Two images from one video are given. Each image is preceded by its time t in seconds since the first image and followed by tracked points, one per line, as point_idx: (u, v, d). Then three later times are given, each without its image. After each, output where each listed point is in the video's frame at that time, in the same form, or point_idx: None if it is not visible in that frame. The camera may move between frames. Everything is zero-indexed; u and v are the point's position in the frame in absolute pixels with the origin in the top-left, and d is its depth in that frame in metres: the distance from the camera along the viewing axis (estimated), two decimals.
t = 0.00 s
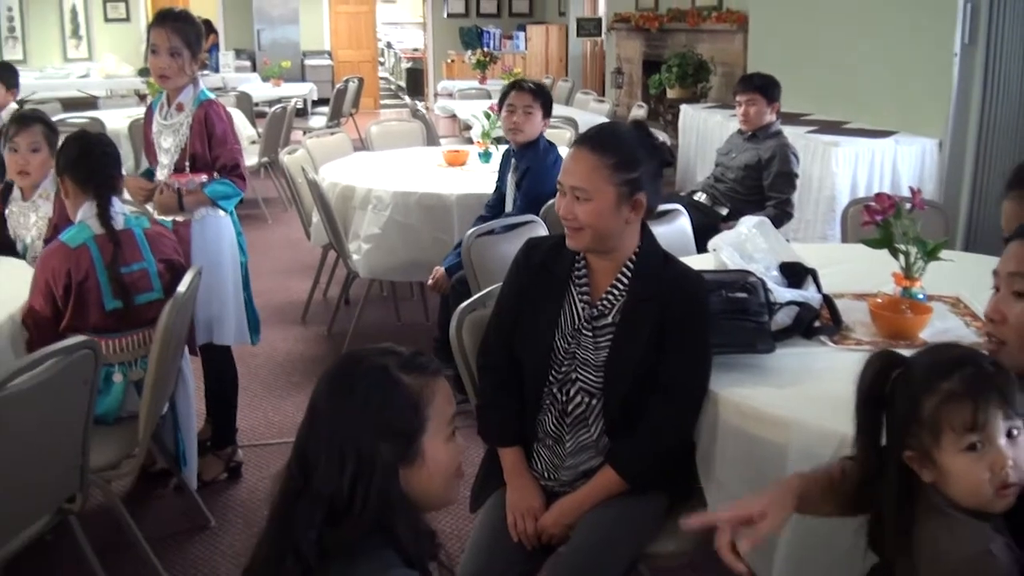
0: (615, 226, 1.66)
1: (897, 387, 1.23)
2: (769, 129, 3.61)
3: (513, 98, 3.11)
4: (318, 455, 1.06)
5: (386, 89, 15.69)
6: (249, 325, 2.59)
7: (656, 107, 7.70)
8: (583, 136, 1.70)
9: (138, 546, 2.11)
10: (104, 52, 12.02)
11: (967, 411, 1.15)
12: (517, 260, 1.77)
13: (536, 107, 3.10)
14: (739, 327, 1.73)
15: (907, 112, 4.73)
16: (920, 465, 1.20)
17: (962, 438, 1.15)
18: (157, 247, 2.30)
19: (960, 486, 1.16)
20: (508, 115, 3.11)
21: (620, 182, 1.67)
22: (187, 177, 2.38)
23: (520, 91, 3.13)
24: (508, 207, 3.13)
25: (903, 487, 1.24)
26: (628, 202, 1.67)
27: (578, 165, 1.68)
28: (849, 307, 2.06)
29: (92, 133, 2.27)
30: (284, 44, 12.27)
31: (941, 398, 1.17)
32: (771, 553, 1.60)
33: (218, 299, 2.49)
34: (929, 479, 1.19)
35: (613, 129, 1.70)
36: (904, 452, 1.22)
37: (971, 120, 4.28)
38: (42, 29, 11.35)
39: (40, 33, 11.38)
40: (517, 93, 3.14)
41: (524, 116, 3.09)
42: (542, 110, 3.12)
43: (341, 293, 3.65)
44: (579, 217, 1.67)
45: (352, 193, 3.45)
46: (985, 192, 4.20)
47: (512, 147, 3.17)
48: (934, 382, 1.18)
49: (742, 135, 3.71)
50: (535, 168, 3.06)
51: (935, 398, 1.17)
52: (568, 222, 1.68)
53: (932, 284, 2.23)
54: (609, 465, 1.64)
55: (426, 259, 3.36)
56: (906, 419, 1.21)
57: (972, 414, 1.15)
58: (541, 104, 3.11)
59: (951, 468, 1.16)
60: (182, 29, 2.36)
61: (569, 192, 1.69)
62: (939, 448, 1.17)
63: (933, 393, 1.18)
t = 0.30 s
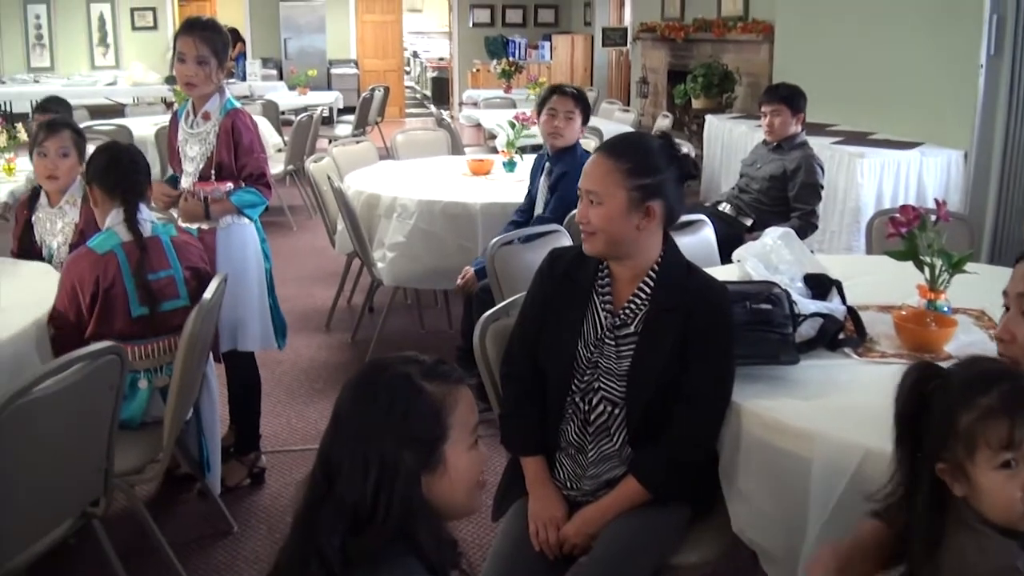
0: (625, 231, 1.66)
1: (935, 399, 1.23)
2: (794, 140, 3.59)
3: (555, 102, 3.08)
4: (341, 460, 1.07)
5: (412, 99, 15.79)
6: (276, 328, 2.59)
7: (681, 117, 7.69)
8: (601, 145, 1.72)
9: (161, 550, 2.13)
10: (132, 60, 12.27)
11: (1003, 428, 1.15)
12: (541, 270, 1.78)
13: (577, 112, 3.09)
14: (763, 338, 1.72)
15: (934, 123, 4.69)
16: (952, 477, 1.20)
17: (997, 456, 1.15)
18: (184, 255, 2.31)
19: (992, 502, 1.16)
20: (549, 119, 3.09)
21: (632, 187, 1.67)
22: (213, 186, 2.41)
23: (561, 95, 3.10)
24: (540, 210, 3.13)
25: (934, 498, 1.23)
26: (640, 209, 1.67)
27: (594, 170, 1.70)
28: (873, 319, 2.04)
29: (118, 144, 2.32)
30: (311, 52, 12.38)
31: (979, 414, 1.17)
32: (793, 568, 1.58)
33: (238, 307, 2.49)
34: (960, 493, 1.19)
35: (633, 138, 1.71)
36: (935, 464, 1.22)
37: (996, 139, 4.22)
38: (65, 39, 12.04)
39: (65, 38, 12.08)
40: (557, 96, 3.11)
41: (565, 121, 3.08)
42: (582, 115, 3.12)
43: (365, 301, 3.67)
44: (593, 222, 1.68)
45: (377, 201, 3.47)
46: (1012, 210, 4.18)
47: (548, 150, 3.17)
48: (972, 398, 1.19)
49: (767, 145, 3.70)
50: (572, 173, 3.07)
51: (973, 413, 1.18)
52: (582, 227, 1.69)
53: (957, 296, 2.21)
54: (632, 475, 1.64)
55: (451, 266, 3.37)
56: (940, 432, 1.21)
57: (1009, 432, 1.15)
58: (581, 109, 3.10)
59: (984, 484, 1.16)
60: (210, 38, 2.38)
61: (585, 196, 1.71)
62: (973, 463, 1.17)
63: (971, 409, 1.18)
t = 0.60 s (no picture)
0: (635, 237, 1.67)
1: (968, 410, 1.22)
2: (817, 147, 3.58)
3: (593, 112, 3.07)
4: (366, 472, 1.07)
5: (432, 108, 15.82)
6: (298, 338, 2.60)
7: (702, 125, 7.67)
8: (623, 153, 1.74)
9: (184, 558, 2.13)
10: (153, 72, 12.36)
11: None
12: (565, 278, 1.78)
13: (615, 122, 3.08)
14: (787, 348, 1.71)
15: (956, 130, 4.65)
16: (985, 490, 1.20)
17: None
18: (206, 262, 2.33)
19: None
20: (586, 129, 3.08)
21: (644, 194, 1.67)
22: (237, 197, 2.42)
23: (600, 105, 3.09)
24: (572, 217, 3.14)
25: (966, 506, 1.26)
26: (653, 216, 1.67)
27: (612, 177, 1.72)
28: (898, 328, 2.03)
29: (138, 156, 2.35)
30: (331, 63, 12.43)
31: (1013, 425, 1.17)
32: None
33: (266, 315, 2.51)
34: (994, 505, 1.19)
35: (653, 146, 1.71)
36: (969, 476, 1.22)
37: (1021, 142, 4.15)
38: (87, 51, 12.17)
39: (87, 51, 12.20)
40: (595, 105, 3.10)
41: (604, 132, 3.07)
42: (619, 127, 3.11)
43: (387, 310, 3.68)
44: (608, 228, 1.70)
45: (399, 211, 3.48)
46: None
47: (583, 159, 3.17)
48: (1007, 409, 1.18)
49: (789, 153, 3.69)
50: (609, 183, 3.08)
51: (1007, 424, 1.17)
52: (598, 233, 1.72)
53: (982, 305, 2.19)
54: (657, 485, 1.64)
55: (478, 278, 3.38)
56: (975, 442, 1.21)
57: None
58: (619, 121, 3.10)
59: (1018, 498, 1.16)
60: (233, 49, 2.39)
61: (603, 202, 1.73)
62: (1007, 477, 1.16)
63: (1005, 419, 1.18)
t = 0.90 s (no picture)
0: (654, 242, 1.67)
1: (1000, 418, 1.21)
2: (838, 156, 3.56)
3: (618, 124, 3.07)
4: (388, 480, 1.07)
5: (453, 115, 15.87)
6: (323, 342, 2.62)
7: (722, 133, 7.65)
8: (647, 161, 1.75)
9: (203, 563, 2.14)
10: (174, 79, 12.46)
11: None
12: (589, 284, 1.78)
13: (639, 133, 3.08)
14: (810, 357, 1.71)
15: (979, 139, 4.62)
16: (1020, 498, 1.19)
17: None
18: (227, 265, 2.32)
19: None
20: (610, 141, 3.09)
21: (664, 199, 1.68)
22: (263, 204, 2.44)
23: (623, 116, 3.09)
24: (596, 226, 3.14)
25: (994, 517, 1.24)
26: (672, 222, 1.67)
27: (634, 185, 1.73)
28: (920, 338, 2.01)
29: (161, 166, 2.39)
30: (351, 70, 12.50)
31: None
32: None
33: (291, 321, 2.52)
34: None
35: (679, 152, 1.71)
36: (1000, 485, 1.21)
37: None
38: (109, 58, 12.36)
39: (110, 59, 12.40)
40: (619, 117, 3.10)
41: (628, 143, 3.08)
42: (644, 137, 3.12)
43: (407, 317, 3.69)
44: (630, 234, 1.71)
45: (420, 218, 3.50)
46: None
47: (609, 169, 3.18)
48: None
49: (811, 162, 3.68)
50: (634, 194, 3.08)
51: None
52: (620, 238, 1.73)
53: (1005, 316, 2.17)
54: (678, 494, 1.63)
55: (499, 286, 3.39)
56: (1008, 450, 1.20)
57: None
58: (644, 131, 3.10)
59: None
60: (258, 58, 2.41)
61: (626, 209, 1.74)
62: None
63: None
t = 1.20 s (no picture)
0: (670, 247, 1.67)
1: None
2: (857, 162, 3.55)
3: (626, 133, 3.08)
4: (406, 487, 1.07)
5: (471, 122, 15.91)
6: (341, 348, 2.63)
7: (740, 139, 7.64)
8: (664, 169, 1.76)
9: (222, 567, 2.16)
10: (193, 86, 12.55)
11: None
12: (608, 290, 1.78)
13: (648, 142, 3.08)
14: (829, 365, 1.70)
15: (999, 145, 4.58)
16: None
17: None
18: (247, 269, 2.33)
19: None
20: (620, 151, 3.09)
21: (681, 206, 1.68)
22: (286, 210, 2.46)
23: (631, 126, 3.09)
24: (612, 236, 3.12)
25: None
26: (689, 227, 1.67)
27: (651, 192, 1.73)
28: (939, 346, 2.00)
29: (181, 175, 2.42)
30: (370, 77, 12.55)
31: None
32: None
33: (311, 324, 2.53)
34: None
35: (695, 159, 1.71)
36: None
37: None
38: (129, 65, 12.47)
39: (129, 65, 12.51)
40: (627, 126, 3.10)
41: (637, 152, 3.08)
42: (653, 145, 3.12)
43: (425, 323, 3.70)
44: (647, 240, 1.71)
45: (438, 224, 3.51)
46: None
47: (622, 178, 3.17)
48: None
49: (830, 168, 3.66)
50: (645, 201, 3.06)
51: None
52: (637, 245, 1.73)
53: None
54: (695, 501, 1.63)
55: (515, 293, 3.40)
56: None
57: None
58: (653, 139, 3.10)
59: None
60: (279, 65, 2.42)
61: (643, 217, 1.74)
62: None
63: None
